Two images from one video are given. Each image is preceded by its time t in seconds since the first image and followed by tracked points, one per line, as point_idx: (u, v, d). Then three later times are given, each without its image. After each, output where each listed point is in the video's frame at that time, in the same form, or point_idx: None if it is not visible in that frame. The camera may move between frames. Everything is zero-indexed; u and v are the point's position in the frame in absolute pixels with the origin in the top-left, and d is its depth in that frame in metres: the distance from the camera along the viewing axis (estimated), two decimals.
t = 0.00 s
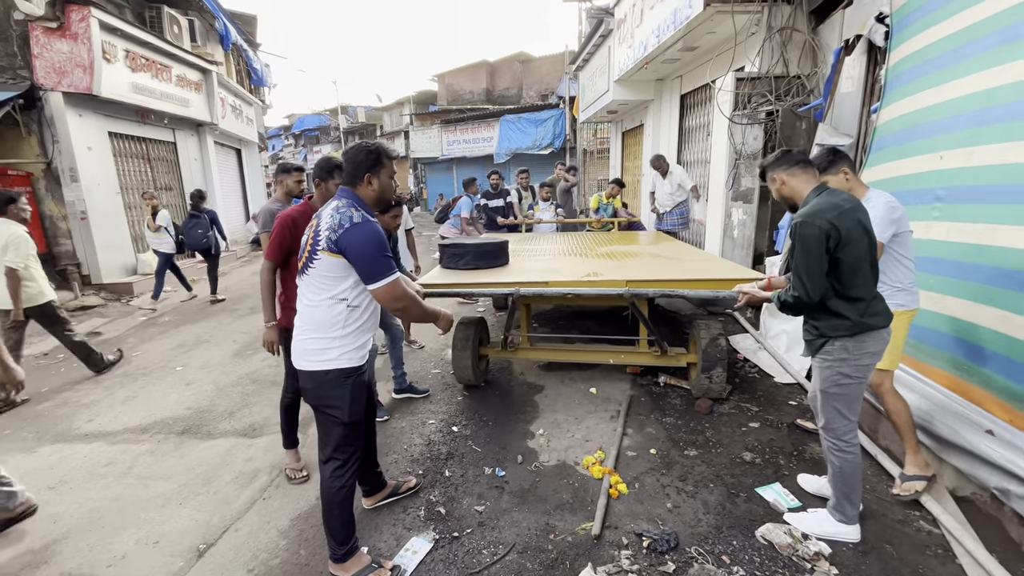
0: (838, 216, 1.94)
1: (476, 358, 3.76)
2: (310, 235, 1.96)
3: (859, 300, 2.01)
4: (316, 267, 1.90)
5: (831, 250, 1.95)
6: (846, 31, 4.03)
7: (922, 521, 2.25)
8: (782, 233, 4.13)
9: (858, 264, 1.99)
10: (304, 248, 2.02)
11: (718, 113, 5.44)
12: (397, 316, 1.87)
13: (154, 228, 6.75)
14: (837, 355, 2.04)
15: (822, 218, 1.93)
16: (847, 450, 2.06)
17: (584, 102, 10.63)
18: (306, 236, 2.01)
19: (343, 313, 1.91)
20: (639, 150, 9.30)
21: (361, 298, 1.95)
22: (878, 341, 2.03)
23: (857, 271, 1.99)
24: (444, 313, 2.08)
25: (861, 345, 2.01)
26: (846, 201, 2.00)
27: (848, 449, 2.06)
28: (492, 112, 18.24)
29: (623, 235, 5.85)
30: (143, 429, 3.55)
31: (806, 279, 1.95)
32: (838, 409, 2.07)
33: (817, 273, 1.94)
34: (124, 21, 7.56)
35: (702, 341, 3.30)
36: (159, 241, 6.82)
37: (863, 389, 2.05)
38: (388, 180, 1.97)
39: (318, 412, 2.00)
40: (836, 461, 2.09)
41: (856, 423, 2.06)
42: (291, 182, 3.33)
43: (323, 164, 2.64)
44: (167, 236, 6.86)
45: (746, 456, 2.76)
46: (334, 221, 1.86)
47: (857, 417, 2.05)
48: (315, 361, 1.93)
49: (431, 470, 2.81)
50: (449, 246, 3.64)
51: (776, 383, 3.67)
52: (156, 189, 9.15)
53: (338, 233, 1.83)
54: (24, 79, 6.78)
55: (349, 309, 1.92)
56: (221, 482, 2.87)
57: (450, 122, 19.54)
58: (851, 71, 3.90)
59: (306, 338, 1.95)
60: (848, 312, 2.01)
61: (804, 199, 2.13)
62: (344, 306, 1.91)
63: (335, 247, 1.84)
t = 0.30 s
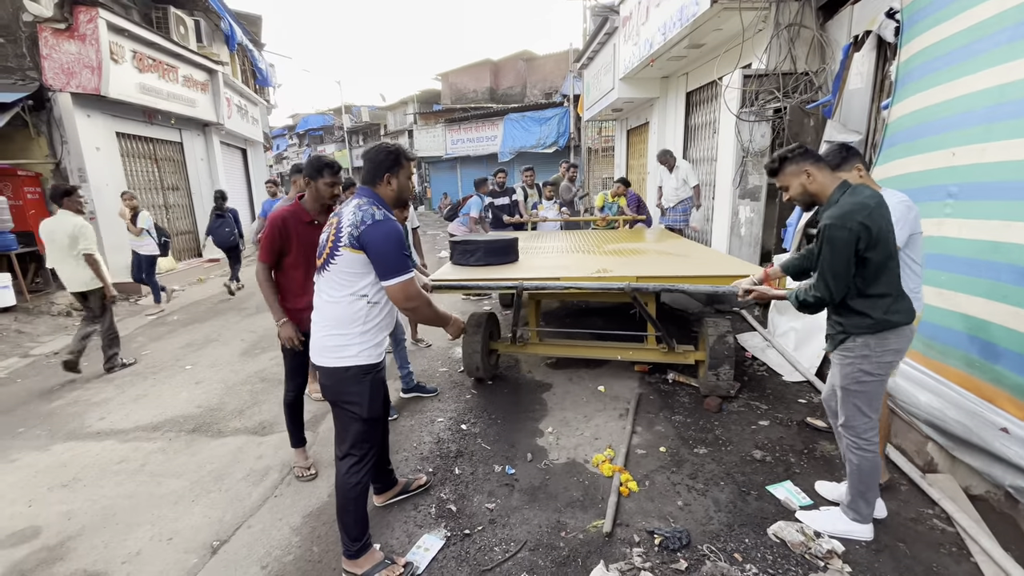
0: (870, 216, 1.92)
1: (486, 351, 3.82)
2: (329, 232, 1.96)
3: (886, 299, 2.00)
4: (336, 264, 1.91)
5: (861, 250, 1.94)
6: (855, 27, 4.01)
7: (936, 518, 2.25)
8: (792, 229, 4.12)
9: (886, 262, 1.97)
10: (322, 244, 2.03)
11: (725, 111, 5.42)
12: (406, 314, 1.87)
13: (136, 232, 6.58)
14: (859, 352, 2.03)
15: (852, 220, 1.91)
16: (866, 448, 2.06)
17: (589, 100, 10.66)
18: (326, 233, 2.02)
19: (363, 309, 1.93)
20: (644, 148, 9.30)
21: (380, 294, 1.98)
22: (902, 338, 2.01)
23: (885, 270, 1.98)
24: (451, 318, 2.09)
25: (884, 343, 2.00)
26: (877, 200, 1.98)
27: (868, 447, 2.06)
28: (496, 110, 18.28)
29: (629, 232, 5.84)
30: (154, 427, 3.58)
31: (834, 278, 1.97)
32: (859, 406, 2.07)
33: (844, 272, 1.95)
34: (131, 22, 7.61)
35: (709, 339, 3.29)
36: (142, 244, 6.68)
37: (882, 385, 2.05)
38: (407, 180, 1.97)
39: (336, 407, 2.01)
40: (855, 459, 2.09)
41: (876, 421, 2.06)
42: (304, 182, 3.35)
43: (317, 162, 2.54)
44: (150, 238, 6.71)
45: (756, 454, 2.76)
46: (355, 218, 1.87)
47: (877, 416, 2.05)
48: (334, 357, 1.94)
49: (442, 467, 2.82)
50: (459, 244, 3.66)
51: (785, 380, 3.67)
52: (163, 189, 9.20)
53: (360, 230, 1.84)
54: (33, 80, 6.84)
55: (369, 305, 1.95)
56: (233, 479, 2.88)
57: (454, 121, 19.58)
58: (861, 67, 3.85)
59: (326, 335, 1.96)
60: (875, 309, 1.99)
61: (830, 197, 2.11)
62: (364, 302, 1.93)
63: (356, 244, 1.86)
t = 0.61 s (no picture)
0: (883, 217, 1.95)
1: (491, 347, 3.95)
2: (343, 228, 2.00)
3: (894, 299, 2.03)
4: (350, 258, 1.93)
5: (876, 250, 1.96)
6: (854, 28, 4.02)
7: (937, 516, 2.26)
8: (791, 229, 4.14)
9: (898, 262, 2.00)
10: (335, 240, 2.06)
11: (724, 111, 5.41)
12: (432, 303, 1.98)
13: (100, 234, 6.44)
14: (868, 350, 2.04)
15: (872, 222, 1.93)
16: (871, 446, 2.07)
17: (588, 100, 10.68)
18: (338, 229, 2.05)
19: (375, 304, 1.96)
20: (643, 147, 9.33)
21: (392, 290, 2.00)
22: (909, 336, 2.04)
23: (897, 269, 2.01)
24: (474, 297, 2.17)
25: (892, 340, 2.02)
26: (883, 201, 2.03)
27: (874, 445, 2.07)
28: (495, 110, 18.30)
29: (628, 231, 5.85)
30: (154, 427, 3.57)
31: (852, 277, 1.96)
32: (867, 404, 2.08)
33: (861, 272, 1.95)
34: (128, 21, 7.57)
35: (708, 337, 3.30)
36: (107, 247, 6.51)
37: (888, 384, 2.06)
38: (416, 181, 2.02)
39: (345, 404, 2.01)
40: (861, 457, 2.10)
41: (883, 419, 2.07)
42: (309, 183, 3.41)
43: (297, 160, 2.50)
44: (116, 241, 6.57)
45: (758, 452, 2.77)
46: (371, 214, 1.93)
47: (884, 414, 2.06)
48: (344, 353, 1.95)
49: (444, 467, 2.82)
50: (462, 243, 3.68)
51: (786, 378, 3.69)
52: (161, 188, 9.18)
53: (377, 225, 1.89)
54: (30, 79, 6.80)
55: (381, 300, 1.97)
56: (235, 479, 2.87)
57: (452, 120, 19.59)
58: (860, 67, 3.88)
59: (336, 330, 1.97)
60: (887, 308, 2.01)
61: (834, 200, 2.12)
62: (377, 297, 1.95)
63: (373, 238, 1.90)
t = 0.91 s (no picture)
0: (875, 217, 1.97)
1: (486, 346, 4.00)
2: (351, 225, 2.13)
3: (885, 299, 2.04)
4: (360, 254, 2.08)
5: (866, 250, 1.99)
6: (845, 32, 4.07)
7: (927, 514, 2.29)
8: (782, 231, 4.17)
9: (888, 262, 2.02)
10: (342, 237, 2.20)
11: (718, 112, 5.42)
12: (428, 301, 2.08)
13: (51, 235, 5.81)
14: (858, 351, 2.06)
15: (862, 221, 1.95)
16: (859, 445, 2.10)
17: (582, 101, 10.73)
18: (345, 226, 2.19)
19: (386, 295, 2.12)
20: (637, 149, 9.39)
21: (400, 282, 2.16)
22: (897, 337, 2.06)
23: (887, 269, 2.03)
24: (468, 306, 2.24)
25: (881, 341, 2.04)
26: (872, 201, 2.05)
27: (860, 443, 2.10)
28: (489, 110, 18.32)
29: (621, 232, 5.87)
30: (145, 429, 3.53)
31: (840, 276, 2.00)
32: (854, 404, 2.10)
33: (849, 270, 1.98)
34: (118, 17, 7.48)
35: (700, 338, 3.31)
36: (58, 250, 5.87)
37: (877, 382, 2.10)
38: (420, 181, 2.17)
39: (385, 385, 2.19)
40: (849, 456, 2.13)
41: (869, 419, 2.10)
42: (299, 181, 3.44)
43: (279, 164, 2.55)
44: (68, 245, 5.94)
45: (750, 452, 2.79)
46: (379, 211, 2.07)
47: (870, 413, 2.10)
48: (365, 344, 2.13)
49: (438, 467, 2.82)
50: (458, 243, 3.68)
51: (778, 378, 3.72)
52: (151, 187, 9.10)
53: (385, 221, 2.04)
54: (19, 75, 6.71)
55: (392, 292, 2.13)
56: (227, 481, 2.85)
57: (446, 121, 19.59)
58: (850, 71, 3.94)
59: (353, 323, 2.13)
60: (877, 308, 2.03)
61: (824, 200, 2.14)
62: (387, 289, 2.11)
63: (381, 234, 2.04)
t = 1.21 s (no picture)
0: (857, 219, 2.01)
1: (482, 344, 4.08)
2: (368, 225, 2.28)
3: (868, 300, 2.08)
4: (381, 253, 2.24)
5: (849, 251, 2.02)
6: (833, 36, 4.13)
7: (913, 513, 2.33)
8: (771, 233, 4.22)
9: (869, 264, 2.06)
10: (357, 237, 2.34)
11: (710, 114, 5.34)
12: (443, 295, 2.27)
13: None
14: (842, 351, 2.09)
15: (844, 222, 1.99)
16: (844, 445, 2.13)
17: (575, 103, 10.78)
18: (360, 227, 2.32)
19: (407, 290, 2.32)
20: (629, 150, 9.44)
21: (417, 277, 2.37)
22: (880, 338, 2.09)
23: (868, 271, 2.07)
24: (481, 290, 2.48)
25: (864, 342, 2.07)
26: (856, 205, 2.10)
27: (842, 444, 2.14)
28: (482, 111, 18.32)
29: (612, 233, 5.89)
30: (132, 431, 3.49)
31: (822, 276, 2.03)
32: (839, 404, 2.14)
33: (831, 270, 2.01)
34: (107, 14, 7.40)
35: (688, 341, 3.32)
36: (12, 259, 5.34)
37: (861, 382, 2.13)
38: (430, 183, 2.36)
39: (408, 374, 2.44)
40: (834, 456, 2.16)
41: (853, 419, 2.14)
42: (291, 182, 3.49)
43: (271, 162, 2.53)
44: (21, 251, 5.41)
45: (740, 452, 2.81)
46: (396, 212, 2.24)
47: (854, 413, 2.13)
48: (393, 336, 2.31)
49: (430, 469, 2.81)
50: (451, 244, 3.68)
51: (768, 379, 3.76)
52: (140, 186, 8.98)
53: (403, 221, 2.21)
54: (4, 72, 6.61)
55: (411, 287, 2.33)
56: (217, 483, 2.82)
57: (439, 121, 19.57)
58: (839, 75, 4.01)
59: (378, 318, 2.29)
60: (859, 309, 2.06)
61: (809, 201, 2.18)
62: (409, 285, 2.32)
63: (400, 234, 2.22)
